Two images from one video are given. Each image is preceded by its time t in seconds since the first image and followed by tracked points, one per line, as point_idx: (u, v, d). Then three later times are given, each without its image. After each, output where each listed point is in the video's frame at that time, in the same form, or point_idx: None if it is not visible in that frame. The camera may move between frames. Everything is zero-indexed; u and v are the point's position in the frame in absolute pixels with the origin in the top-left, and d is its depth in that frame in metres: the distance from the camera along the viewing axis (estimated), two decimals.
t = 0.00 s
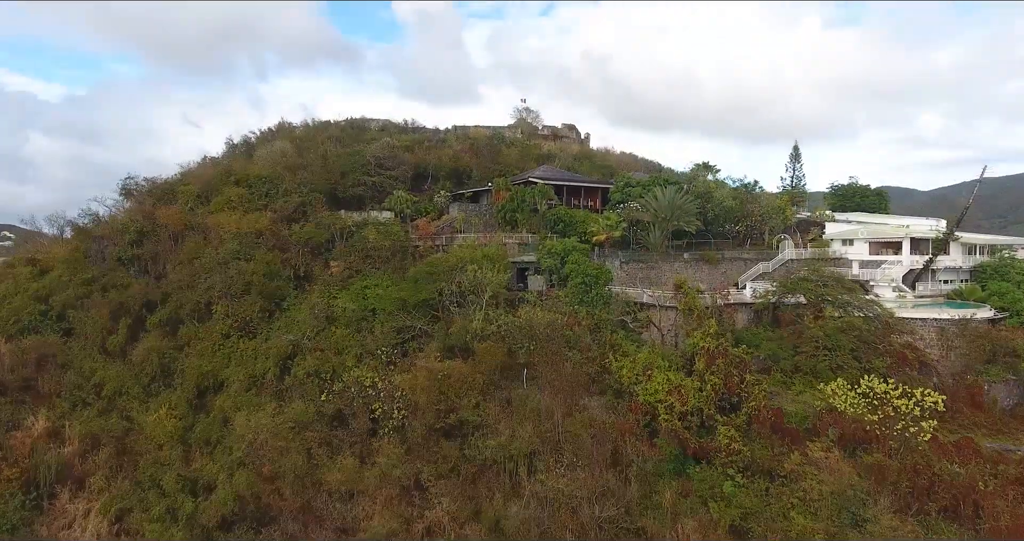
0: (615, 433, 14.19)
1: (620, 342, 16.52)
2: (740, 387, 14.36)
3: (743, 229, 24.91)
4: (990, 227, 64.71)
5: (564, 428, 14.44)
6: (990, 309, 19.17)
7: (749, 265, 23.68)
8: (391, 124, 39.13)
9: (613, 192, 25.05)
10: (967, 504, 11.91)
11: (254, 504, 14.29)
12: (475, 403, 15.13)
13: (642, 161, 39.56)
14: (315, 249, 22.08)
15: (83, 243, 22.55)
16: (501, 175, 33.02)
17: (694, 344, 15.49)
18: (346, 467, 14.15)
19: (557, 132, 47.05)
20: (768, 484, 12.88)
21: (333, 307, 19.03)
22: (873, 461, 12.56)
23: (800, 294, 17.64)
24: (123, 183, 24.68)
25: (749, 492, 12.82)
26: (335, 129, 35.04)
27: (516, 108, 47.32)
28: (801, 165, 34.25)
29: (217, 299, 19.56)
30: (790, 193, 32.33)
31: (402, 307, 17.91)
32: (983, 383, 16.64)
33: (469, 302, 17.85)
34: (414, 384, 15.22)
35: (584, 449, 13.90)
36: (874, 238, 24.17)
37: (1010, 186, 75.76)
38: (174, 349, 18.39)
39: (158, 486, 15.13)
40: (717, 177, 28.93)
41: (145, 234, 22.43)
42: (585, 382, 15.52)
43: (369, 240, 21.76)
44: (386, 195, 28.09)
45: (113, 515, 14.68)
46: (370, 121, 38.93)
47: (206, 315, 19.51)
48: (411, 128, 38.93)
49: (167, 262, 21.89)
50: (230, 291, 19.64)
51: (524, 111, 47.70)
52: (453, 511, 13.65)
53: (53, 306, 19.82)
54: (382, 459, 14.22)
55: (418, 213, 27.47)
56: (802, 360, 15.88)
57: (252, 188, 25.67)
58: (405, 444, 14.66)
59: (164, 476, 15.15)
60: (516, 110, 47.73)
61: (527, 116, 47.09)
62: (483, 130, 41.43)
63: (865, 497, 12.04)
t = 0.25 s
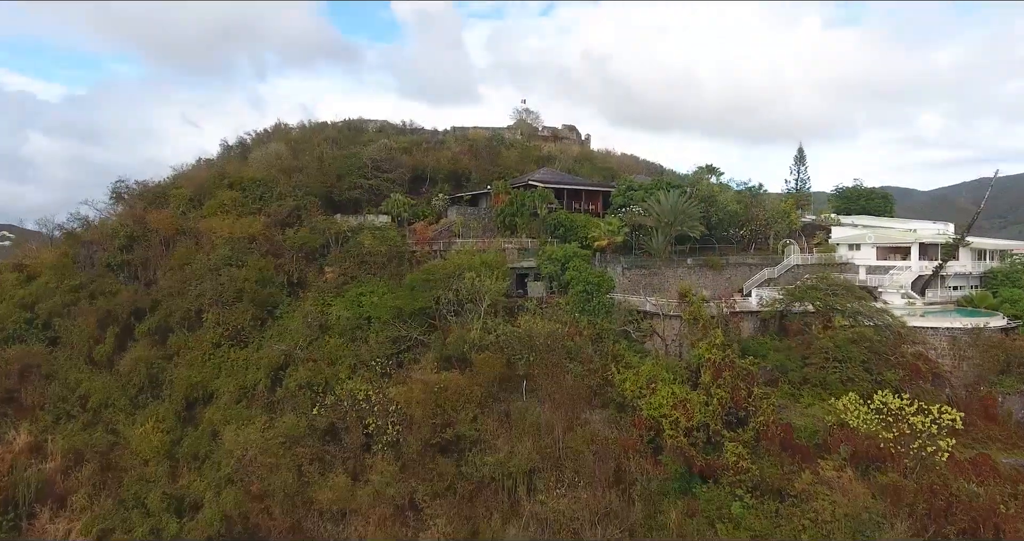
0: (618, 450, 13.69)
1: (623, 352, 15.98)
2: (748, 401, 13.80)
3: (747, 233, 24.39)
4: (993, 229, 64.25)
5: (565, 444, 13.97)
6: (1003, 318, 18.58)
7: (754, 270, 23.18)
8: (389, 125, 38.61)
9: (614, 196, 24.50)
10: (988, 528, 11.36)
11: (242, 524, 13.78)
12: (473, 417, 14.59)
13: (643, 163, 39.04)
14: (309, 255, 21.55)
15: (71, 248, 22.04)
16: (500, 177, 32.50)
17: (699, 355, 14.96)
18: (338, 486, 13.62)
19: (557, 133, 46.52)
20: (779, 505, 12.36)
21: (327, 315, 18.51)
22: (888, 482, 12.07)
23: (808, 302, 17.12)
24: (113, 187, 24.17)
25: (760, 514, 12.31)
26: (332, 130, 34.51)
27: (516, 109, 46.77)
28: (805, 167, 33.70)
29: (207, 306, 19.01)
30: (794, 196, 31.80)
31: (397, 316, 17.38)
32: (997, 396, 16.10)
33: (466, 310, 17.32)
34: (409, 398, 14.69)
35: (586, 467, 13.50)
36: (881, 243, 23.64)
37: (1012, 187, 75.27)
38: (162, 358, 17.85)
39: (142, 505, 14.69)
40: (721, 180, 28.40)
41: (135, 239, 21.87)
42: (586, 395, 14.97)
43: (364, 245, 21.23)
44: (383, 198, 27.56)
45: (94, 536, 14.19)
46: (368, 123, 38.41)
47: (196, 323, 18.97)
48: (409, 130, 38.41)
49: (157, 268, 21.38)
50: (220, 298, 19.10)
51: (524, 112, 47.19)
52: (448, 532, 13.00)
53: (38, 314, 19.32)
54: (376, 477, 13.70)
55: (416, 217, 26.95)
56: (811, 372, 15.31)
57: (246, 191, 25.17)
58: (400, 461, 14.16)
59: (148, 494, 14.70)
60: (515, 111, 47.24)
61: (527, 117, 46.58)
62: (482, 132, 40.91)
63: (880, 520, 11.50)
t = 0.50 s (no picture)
0: (621, 469, 13.27)
1: (625, 364, 15.45)
2: (755, 416, 13.25)
3: (751, 238, 23.85)
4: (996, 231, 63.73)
5: (565, 462, 13.52)
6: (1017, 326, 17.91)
7: (759, 276, 22.70)
8: (386, 126, 38.08)
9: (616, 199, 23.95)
10: None
11: None
12: (470, 431, 14.01)
13: (645, 165, 38.51)
14: (303, 261, 21.01)
15: (59, 254, 21.55)
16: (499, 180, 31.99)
17: (705, 368, 14.43)
18: (328, 505, 13.07)
19: (557, 134, 45.98)
20: (790, 527, 11.95)
21: (320, 324, 17.97)
22: (903, 503, 11.66)
23: (817, 311, 16.59)
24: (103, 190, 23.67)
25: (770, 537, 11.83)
26: (329, 132, 33.98)
27: (516, 110, 46.25)
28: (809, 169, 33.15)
29: (197, 314, 18.49)
30: (799, 199, 31.23)
31: (393, 325, 16.83)
32: (1011, 408, 15.58)
33: (464, 319, 16.79)
34: (404, 412, 14.15)
35: (588, 486, 13.11)
36: (889, 248, 23.10)
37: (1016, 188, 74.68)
38: (150, 369, 17.31)
39: (125, 525, 14.23)
40: (724, 182, 27.86)
41: (124, 244, 21.37)
42: (588, 409, 14.42)
43: (359, 251, 20.69)
44: (380, 202, 27.02)
45: None
46: (365, 124, 37.88)
47: (186, 332, 18.45)
48: (407, 131, 37.89)
49: (147, 275, 20.86)
50: (211, 306, 18.55)
51: (524, 113, 46.65)
52: None
53: (23, 322, 18.82)
54: (369, 496, 13.15)
55: (413, 221, 26.44)
56: (821, 385, 14.76)
57: (239, 195, 24.66)
58: (395, 478, 13.65)
59: (131, 513, 14.21)
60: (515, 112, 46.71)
61: (527, 118, 46.06)
62: (482, 133, 40.37)
63: None
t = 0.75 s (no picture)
0: (623, 488, 12.76)
1: (627, 376, 14.94)
2: (762, 432, 12.79)
3: (756, 242, 23.33)
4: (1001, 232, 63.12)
5: (564, 479, 13.01)
6: None
7: (763, 282, 22.21)
8: (384, 128, 37.56)
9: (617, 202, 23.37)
10: None
11: None
12: (466, 446, 13.56)
13: (646, 166, 37.98)
14: (296, 267, 20.47)
15: (47, 259, 21.14)
16: (498, 183, 31.47)
17: (711, 380, 13.88)
18: (318, 525, 12.60)
19: (558, 135, 45.43)
20: None
21: (313, 333, 17.44)
22: (920, 526, 11.19)
23: (826, 320, 16.03)
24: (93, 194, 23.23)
25: None
26: (325, 133, 33.48)
27: (516, 112, 45.73)
28: (814, 172, 32.57)
29: (186, 323, 18.00)
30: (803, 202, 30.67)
31: (387, 335, 16.28)
32: None
33: (460, 328, 16.24)
34: (398, 426, 13.64)
35: (588, 504, 12.59)
36: (896, 252, 22.55)
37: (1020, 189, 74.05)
38: (136, 379, 16.81)
39: None
40: (728, 185, 27.32)
41: (113, 250, 20.88)
42: (589, 423, 13.92)
43: (354, 257, 20.16)
44: (376, 205, 26.50)
45: None
46: (363, 126, 37.39)
47: (174, 340, 17.96)
48: (405, 133, 37.37)
49: (135, 280, 20.29)
50: (200, 314, 18.07)
51: (524, 114, 46.10)
52: None
53: (9, 330, 18.90)
54: (360, 516, 12.61)
55: (409, 225, 25.93)
56: (830, 398, 14.22)
57: (232, 199, 24.17)
58: (388, 497, 13.13)
59: (113, 532, 13.68)
60: (515, 113, 46.20)
61: (526, 119, 45.52)
62: (481, 134, 39.83)
63: None
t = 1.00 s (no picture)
0: (625, 507, 12.27)
1: (630, 388, 14.44)
2: (771, 448, 12.23)
3: (760, 247, 22.80)
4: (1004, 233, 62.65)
5: (565, 498, 12.55)
6: None
7: (769, 288, 21.72)
8: (382, 129, 37.03)
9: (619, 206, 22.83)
10: None
11: None
12: (462, 463, 13.04)
13: (647, 168, 37.46)
14: (289, 273, 19.94)
15: (34, 264, 20.64)
16: (497, 185, 30.96)
17: (717, 394, 13.35)
18: None
19: (557, 136, 44.89)
20: None
21: (305, 343, 16.91)
22: None
23: (836, 329, 15.50)
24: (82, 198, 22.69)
25: None
26: (321, 134, 32.96)
27: (515, 112, 45.24)
28: (819, 174, 32.02)
29: (175, 331, 17.49)
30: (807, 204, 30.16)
31: (382, 345, 15.74)
32: None
33: (457, 338, 15.70)
34: (392, 442, 13.09)
35: (589, 524, 12.09)
36: (904, 258, 22.03)
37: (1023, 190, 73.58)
38: (123, 391, 16.42)
39: None
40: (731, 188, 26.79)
41: (101, 255, 20.34)
42: (590, 437, 13.38)
43: (348, 262, 19.61)
44: (373, 208, 25.98)
45: None
46: (360, 127, 36.88)
47: (163, 350, 17.46)
48: (403, 134, 36.84)
49: (124, 286, 19.81)
50: (189, 322, 17.54)
51: (524, 115, 45.56)
52: None
53: None
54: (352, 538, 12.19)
55: (406, 229, 25.43)
56: (841, 412, 13.68)
57: (225, 202, 23.67)
58: (381, 517, 12.66)
59: None
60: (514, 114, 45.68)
61: (526, 120, 44.99)
62: (480, 135, 39.30)
63: None
